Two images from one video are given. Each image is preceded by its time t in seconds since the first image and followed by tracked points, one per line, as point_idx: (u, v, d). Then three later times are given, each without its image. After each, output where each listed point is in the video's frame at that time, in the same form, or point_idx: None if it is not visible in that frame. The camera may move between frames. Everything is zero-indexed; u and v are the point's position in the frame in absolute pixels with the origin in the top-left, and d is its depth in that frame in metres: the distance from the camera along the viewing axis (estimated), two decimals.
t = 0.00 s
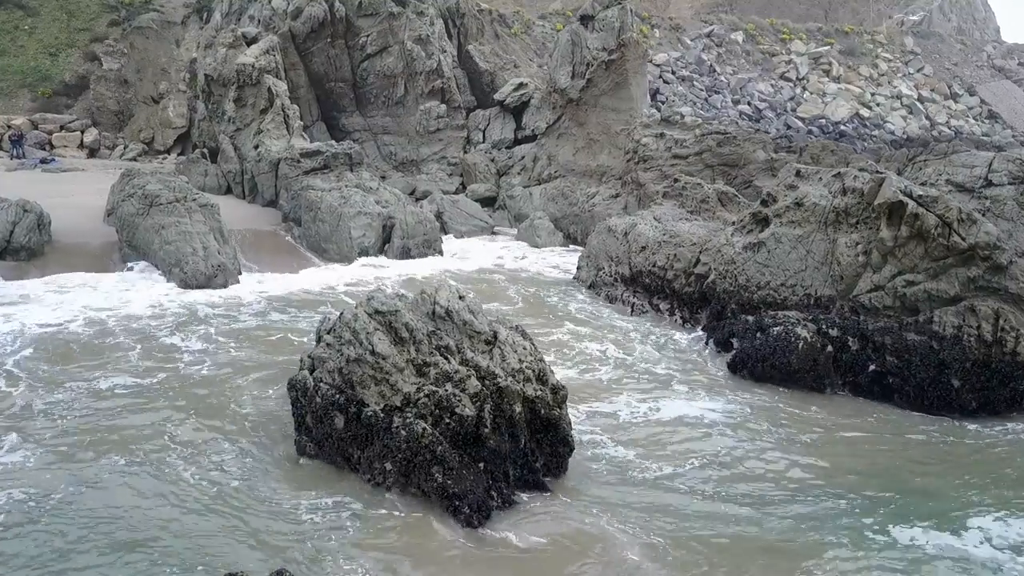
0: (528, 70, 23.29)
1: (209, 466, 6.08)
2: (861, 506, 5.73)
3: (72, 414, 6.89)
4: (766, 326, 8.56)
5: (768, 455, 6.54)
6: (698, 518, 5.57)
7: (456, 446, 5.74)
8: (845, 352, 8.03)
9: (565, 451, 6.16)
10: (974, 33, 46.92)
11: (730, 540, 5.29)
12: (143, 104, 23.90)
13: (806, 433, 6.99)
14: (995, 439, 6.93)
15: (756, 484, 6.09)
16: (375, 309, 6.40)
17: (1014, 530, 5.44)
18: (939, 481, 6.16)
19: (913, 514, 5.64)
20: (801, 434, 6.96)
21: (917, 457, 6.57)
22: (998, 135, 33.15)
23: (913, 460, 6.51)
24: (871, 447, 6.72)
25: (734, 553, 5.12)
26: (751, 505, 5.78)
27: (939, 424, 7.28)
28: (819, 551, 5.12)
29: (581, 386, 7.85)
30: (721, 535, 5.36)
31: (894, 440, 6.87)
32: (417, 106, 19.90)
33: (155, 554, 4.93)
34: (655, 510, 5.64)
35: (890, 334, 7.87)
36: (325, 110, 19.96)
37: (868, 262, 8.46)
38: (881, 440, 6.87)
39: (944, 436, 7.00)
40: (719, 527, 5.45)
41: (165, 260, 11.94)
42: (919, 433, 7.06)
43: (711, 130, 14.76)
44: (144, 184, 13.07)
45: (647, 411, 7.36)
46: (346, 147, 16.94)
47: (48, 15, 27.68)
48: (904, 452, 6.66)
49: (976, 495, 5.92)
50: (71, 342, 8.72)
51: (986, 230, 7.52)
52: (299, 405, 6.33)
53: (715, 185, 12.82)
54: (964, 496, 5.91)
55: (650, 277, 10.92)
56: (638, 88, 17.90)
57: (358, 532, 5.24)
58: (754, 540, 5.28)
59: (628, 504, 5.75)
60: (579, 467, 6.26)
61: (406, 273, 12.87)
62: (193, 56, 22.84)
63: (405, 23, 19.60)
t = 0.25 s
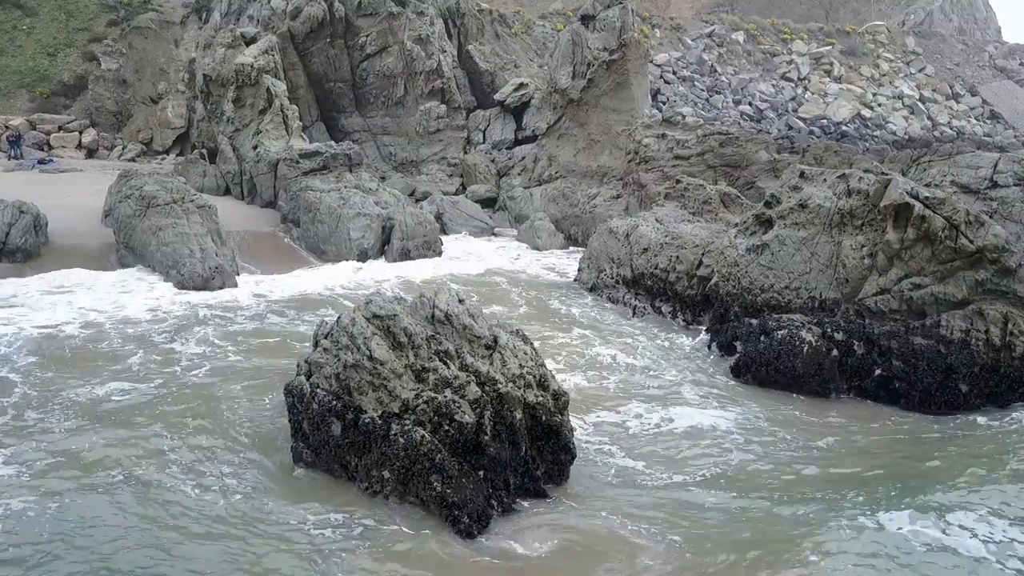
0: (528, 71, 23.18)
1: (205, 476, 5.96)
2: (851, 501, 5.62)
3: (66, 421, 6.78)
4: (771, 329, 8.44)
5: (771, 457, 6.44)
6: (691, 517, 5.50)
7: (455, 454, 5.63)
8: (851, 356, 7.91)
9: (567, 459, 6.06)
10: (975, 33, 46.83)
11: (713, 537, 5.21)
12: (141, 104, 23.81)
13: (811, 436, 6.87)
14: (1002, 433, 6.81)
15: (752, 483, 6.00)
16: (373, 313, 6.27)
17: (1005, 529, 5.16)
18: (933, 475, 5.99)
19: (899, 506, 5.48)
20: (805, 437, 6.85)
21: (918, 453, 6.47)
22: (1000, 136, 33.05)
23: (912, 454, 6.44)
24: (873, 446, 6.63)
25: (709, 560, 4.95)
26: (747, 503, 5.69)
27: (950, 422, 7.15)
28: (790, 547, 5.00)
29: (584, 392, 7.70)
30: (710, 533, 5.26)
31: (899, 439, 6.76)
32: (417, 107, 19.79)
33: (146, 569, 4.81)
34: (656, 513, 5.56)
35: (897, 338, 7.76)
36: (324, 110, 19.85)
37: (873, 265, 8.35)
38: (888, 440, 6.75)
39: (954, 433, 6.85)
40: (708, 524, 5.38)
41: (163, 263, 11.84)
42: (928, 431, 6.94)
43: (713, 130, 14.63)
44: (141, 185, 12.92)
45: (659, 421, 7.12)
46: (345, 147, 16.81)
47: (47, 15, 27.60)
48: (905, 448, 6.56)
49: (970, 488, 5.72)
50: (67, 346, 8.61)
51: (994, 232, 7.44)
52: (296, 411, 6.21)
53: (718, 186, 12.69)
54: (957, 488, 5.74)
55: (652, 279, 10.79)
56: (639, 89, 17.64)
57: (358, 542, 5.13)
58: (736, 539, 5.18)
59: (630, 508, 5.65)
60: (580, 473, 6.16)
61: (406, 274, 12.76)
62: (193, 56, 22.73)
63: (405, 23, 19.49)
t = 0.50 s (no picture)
0: (529, 71, 23.06)
1: (203, 485, 5.84)
2: (838, 496, 5.52)
3: (60, 429, 6.65)
4: (776, 333, 8.30)
5: (774, 460, 6.35)
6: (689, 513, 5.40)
7: (455, 462, 5.52)
8: (857, 360, 7.76)
9: (568, 466, 5.98)
10: (976, 33, 46.72)
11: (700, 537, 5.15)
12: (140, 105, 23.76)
13: (815, 440, 6.73)
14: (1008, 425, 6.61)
15: (752, 484, 5.90)
16: (371, 317, 6.15)
17: (992, 532, 5.05)
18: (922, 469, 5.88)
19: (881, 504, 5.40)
20: (807, 441, 6.72)
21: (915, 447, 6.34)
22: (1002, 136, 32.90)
23: (907, 447, 6.37)
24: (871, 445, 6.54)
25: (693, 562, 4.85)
26: (737, 502, 5.61)
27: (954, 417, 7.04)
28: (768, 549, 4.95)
29: (586, 398, 7.53)
30: (696, 532, 5.19)
31: (899, 436, 6.66)
32: (417, 107, 19.67)
33: None
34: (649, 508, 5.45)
35: (904, 342, 7.63)
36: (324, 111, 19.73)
37: (880, 267, 8.23)
38: (890, 437, 6.64)
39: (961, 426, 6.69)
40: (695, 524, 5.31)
41: (161, 265, 11.73)
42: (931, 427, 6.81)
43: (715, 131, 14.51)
44: (138, 186, 12.78)
45: (671, 431, 6.92)
46: (344, 148, 16.68)
47: (46, 15, 27.51)
48: (906, 444, 6.45)
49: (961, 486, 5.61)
50: (62, 350, 8.49)
51: (1003, 234, 7.36)
52: (293, 419, 6.10)
53: (720, 187, 12.57)
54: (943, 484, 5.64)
55: (654, 281, 10.66)
56: (640, 89, 17.56)
57: (369, 554, 4.99)
58: (721, 538, 5.10)
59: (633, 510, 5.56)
60: (581, 480, 6.06)
61: (406, 277, 12.64)
62: (192, 56, 22.61)
63: (405, 23, 19.36)
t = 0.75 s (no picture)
0: (529, 71, 22.94)
1: (199, 493, 5.73)
2: (837, 493, 5.57)
3: (55, 436, 6.54)
4: (779, 337, 8.19)
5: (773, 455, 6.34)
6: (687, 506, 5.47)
7: (454, 469, 5.40)
8: (862, 364, 7.67)
9: (571, 474, 5.88)
10: (977, 33, 46.60)
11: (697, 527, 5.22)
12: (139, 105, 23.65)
13: (816, 435, 6.73)
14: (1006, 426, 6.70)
15: (751, 477, 5.87)
16: (369, 321, 6.02)
17: (985, 533, 5.19)
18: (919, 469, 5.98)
19: (881, 503, 5.50)
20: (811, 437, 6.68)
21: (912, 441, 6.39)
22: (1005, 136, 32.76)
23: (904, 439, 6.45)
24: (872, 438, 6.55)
25: (689, 554, 4.91)
26: (735, 494, 5.60)
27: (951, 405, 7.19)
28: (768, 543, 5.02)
29: (588, 402, 7.40)
30: (690, 524, 5.23)
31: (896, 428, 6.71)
32: (417, 107, 19.54)
33: None
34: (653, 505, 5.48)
35: (911, 346, 7.57)
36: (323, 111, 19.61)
37: (886, 270, 8.10)
38: (892, 433, 6.56)
39: (958, 422, 6.78)
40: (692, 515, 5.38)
41: (159, 268, 11.61)
42: (929, 418, 6.86)
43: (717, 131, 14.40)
44: (135, 186, 12.61)
45: (684, 439, 6.73)
46: (343, 148, 16.55)
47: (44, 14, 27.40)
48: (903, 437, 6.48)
49: (958, 488, 5.72)
50: (58, 355, 8.38)
51: (1013, 237, 7.23)
52: (289, 424, 5.97)
53: (723, 188, 12.45)
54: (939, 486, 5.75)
55: (656, 283, 10.55)
56: (642, 88, 17.37)
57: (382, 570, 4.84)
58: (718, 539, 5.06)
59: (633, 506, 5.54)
60: (586, 482, 5.94)
61: (406, 279, 12.49)
62: (190, 56, 22.50)
63: (405, 23, 19.24)
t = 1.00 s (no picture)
0: (530, 71, 22.82)
1: (192, 503, 5.60)
2: (829, 497, 5.44)
3: (49, 443, 6.43)
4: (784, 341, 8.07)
5: (775, 446, 6.25)
6: (681, 499, 5.34)
7: (453, 477, 5.32)
8: (869, 367, 7.59)
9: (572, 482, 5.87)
10: (979, 33, 46.51)
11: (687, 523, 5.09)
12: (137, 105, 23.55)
13: (820, 425, 6.64)
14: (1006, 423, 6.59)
15: (751, 472, 5.76)
16: (367, 325, 5.91)
17: (983, 534, 5.09)
18: (918, 470, 5.86)
19: (877, 505, 5.38)
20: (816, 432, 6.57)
21: (913, 442, 6.27)
22: (1007, 136, 32.63)
23: (906, 435, 6.34)
24: (874, 433, 6.42)
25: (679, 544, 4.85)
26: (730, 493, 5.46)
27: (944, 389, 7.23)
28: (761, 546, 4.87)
29: (591, 407, 7.26)
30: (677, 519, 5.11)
31: (897, 421, 6.61)
32: (417, 107, 19.40)
33: None
34: (647, 497, 5.39)
35: (917, 350, 7.49)
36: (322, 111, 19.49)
37: (892, 272, 8.02)
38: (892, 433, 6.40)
39: (958, 418, 6.67)
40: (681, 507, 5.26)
41: (156, 269, 11.44)
42: (930, 413, 6.74)
43: (719, 131, 14.28)
44: (133, 188, 12.59)
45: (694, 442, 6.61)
46: (343, 149, 16.43)
47: (42, 14, 27.30)
48: (904, 433, 6.36)
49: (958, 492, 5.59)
50: (53, 360, 8.25)
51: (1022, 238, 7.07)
52: (285, 429, 5.83)
53: (726, 189, 12.32)
54: (938, 488, 5.63)
55: (658, 285, 10.43)
56: (643, 88, 17.26)
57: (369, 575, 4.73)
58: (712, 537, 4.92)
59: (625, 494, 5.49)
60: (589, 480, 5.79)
61: (407, 282, 12.30)
62: (189, 56, 22.39)
63: (405, 22, 19.11)
